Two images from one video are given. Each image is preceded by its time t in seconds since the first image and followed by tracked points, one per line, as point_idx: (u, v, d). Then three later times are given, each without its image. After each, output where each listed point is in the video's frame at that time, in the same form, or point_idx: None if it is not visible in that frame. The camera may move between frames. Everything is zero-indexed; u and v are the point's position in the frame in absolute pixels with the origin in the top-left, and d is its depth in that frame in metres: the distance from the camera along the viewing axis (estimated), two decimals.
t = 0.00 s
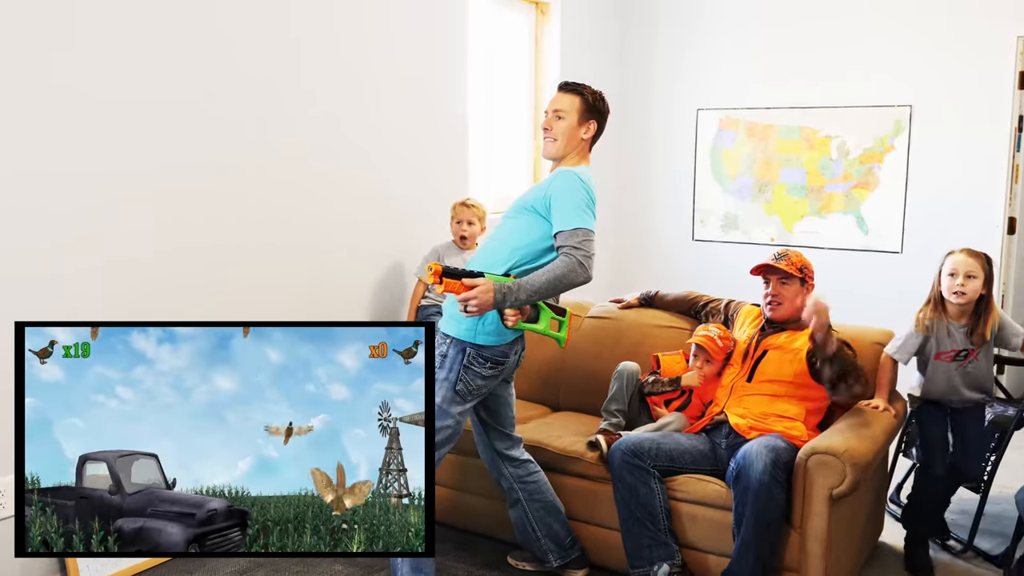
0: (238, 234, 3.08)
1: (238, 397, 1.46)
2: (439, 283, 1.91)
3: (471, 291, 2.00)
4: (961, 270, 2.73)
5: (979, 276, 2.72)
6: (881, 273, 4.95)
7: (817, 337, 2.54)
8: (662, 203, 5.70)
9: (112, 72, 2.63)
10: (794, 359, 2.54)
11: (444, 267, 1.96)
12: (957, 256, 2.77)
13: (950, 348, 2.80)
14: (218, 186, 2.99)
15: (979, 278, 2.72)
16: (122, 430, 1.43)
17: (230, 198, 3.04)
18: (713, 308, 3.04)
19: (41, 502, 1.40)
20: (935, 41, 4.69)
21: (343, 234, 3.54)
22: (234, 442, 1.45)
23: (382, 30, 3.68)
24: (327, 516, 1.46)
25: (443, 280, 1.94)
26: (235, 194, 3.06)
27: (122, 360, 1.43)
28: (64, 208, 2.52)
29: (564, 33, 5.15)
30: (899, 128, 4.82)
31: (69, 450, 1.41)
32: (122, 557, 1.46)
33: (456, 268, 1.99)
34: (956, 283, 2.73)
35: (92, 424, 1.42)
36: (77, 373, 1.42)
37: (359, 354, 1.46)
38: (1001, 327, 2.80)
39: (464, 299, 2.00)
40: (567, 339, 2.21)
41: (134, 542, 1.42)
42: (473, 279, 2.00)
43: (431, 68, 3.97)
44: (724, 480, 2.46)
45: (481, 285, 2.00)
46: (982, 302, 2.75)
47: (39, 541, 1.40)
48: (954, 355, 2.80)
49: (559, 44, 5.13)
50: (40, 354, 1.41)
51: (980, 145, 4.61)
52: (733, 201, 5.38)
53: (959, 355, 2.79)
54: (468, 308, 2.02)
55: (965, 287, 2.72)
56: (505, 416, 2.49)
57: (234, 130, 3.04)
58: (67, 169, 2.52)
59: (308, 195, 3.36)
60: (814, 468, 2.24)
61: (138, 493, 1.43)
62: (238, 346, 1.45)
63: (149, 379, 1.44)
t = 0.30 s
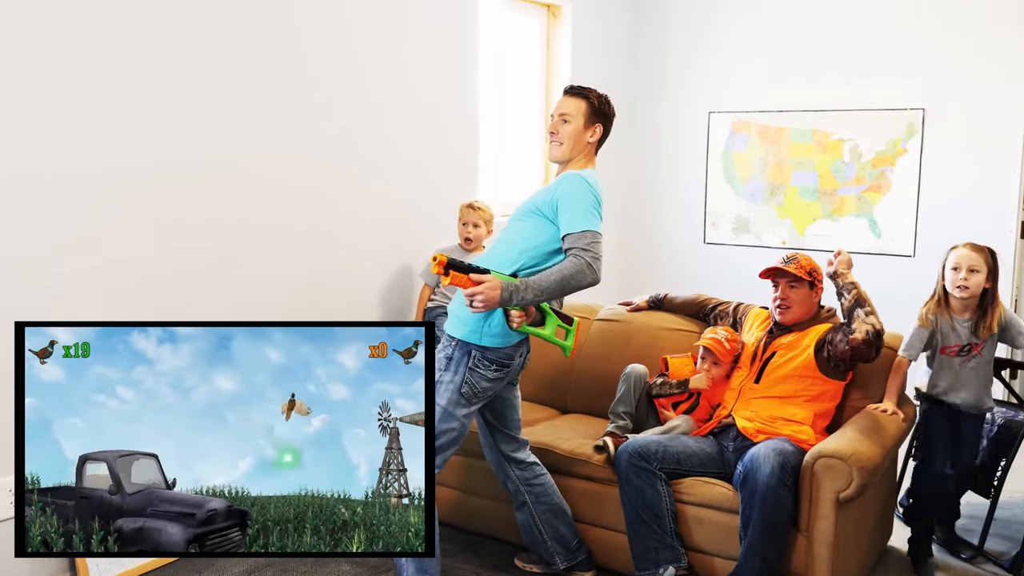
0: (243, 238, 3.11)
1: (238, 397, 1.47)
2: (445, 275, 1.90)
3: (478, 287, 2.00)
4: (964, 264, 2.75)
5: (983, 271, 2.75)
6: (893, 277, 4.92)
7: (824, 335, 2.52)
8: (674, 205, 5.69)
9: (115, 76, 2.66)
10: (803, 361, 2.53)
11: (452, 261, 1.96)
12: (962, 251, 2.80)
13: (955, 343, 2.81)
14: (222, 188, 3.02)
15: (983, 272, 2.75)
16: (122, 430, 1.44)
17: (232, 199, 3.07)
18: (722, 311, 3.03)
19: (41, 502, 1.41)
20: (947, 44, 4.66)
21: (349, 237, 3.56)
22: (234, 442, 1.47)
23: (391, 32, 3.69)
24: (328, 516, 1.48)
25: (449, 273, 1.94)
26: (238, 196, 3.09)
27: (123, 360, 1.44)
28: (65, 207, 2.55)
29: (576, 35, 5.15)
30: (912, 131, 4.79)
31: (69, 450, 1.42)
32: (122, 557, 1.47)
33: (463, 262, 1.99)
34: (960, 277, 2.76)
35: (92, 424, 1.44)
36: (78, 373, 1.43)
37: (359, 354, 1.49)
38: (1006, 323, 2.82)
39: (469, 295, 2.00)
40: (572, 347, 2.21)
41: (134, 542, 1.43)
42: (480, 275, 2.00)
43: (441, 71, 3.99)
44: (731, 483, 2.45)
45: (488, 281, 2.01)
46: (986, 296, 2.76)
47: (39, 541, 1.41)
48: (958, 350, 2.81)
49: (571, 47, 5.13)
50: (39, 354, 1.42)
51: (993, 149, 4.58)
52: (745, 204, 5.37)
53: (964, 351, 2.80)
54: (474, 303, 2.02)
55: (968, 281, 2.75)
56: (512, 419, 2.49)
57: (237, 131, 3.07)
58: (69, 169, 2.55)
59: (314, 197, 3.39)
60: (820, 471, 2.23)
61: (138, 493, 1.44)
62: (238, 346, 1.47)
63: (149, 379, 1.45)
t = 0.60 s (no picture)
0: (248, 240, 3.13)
1: (239, 397, 1.49)
2: (453, 268, 1.92)
3: (486, 283, 2.00)
4: (965, 263, 2.83)
5: (983, 267, 2.82)
6: (906, 278, 4.88)
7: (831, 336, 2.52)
8: (685, 206, 5.69)
9: (116, 79, 2.69)
10: (811, 360, 2.52)
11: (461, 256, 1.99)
12: (961, 249, 2.87)
13: (959, 341, 2.89)
14: (227, 189, 3.05)
15: (983, 268, 2.82)
16: (123, 430, 1.46)
17: (239, 201, 3.10)
18: (731, 312, 3.02)
19: (41, 502, 1.42)
20: (958, 43, 4.64)
21: (356, 238, 3.58)
22: (235, 442, 1.49)
23: (398, 35, 3.72)
24: (328, 516, 1.49)
25: (458, 267, 1.97)
26: (244, 197, 3.12)
27: (124, 361, 1.46)
28: (68, 208, 2.58)
29: (586, 37, 5.16)
30: (924, 132, 4.76)
31: (70, 450, 1.44)
32: (122, 557, 1.48)
33: (473, 258, 2.01)
34: (962, 275, 2.83)
35: (93, 424, 1.45)
36: (79, 373, 1.45)
37: (360, 354, 1.50)
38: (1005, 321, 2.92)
39: (477, 291, 2.00)
40: (576, 351, 2.23)
41: (134, 542, 1.45)
42: (488, 272, 2.01)
43: (450, 73, 4.00)
44: (739, 484, 2.45)
45: (495, 278, 2.01)
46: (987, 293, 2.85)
47: (39, 541, 1.42)
48: (962, 347, 2.89)
49: (581, 49, 5.13)
50: (40, 354, 1.44)
51: (1004, 149, 4.54)
52: (756, 206, 5.35)
53: (968, 348, 2.89)
54: (482, 300, 2.02)
55: (969, 278, 2.83)
56: (518, 419, 2.50)
57: (239, 132, 3.09)
58: (70, 171, 2.58)
59: (321, 198, 3.41)
60: (827, 472, 2.22)
61: (138, 493, 1.45)
62: (239, 346, 1.48)
63: (150, 379, 1.46)
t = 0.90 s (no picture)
0: (250, 241, 3.14)
1: (239, 397, 1.50)
2: (451, 286, 1.93)
3: (484, 295, 2.02)
4: (962, 266, 2.84)
5: (981, 271, 2.83)
6: (910, 278, 4.87)
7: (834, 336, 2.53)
8: (689, 206, 5.69)
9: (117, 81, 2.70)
10: (814, 360, 2.53)
11: (458, 271, 1.99)
12: (959, 252, 2.88)
13: (952, 340, 2.90)
14: (228, 191, 3.06)
15: (980, 273, 2.83)
16: (124, 430, 1.47)
17: (243, 205, 3.12)
18: (734, 312, 3.02)
19: (41, 502, 1.43)
20: (960, 43, 4.63)
21: (359, 239, 3.59)
22: (236, 442, 1.49)
23: (401, 37, 3.73)
24: (328, 516, 1.50)
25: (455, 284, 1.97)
26: (246, 199, 3.13)
27: (125, 361, 1.47)
28: (68, 209, 2.59)
29: (589, 38, 5.17)
30: (927, 131, 4.75)
31: (71, 450, 1.45)
32: (123, 556, 1.49)
33: (469, 272, 2.01)
34: (958, 278, 2.84)
35: (94, 424, 1.46)
36: (79, 373, 1.46)
37: (361, 355, 1.52)
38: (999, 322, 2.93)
39: (476, 303, 2.02)
40: (586, 343, 2.24)
41: (134, 542, 1.46)
42: (486, 283, 2.03)
43: (453, 75, 4.01)
44: (742, 483, 2.45)
45: (494, 289, 2.04)
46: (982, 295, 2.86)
47: (39, 541, 1.43)
48: (953, 346, 2.90)
49: (585, 50, 5.14)
50: (39, 354, 1.45)
51: (1008, 148, 4.53)
52: (760, 206, 5.35)
53: (958, 348, 2.89)
54: (481, 312, 2.04)
55: (966, 281, 2.84)
56: (523, 419, 2.51)
57: (239, 131, 3.09)
58: (70, 172, 2.59)
59: (324, 199, 3.42)
60: (829, 471, 2.23)
61: (138, 493, 1.46)
62: (240, 346, 1.49)
63: (151, 379, 1.47)
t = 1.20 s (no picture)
0: (250, 243, 3.16)
1: (240, 397, 1.51)
2: (444, 287, 1.94)
3: (482, 295, 2.02)
4: (964, 265, 2.83)
5: (982, 271, 2.82)
6: (909, 279, 4.87)
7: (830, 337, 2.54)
8: (689, 207, 5.71)
9: (116, 85, 2.72)
10: (811, 359, 2.54)
11: (453, 272, 1.99)
12: (960, 251, 2.87)
13: (951, 342, 2.89)
14: (227, 192, 3.07)
15: (982, 273, 2.82)
16: (124, 430, 1.48)
17: (243, 207, 3.13)
18: (732, 313, 3.03)
19: (41, 501, 1.45)
20: (958, 44, 4.64)
21: (359, 241, 3.61)
22: (237, 442, 1.51)
23: (399, 40, 3.75)
24: (328, 516, 1.51)
25: (451, 285, 1.97)
26: (245, 201, 3.14)
27: (126, 361, 1.48)
28: (67, 210, 2.60)
29: (589, 41, 5.18)
30: (925, 133, 4.75)
31: (71, 450, 1.46)
32: (123, 556, 1.50)
33: (466, 273, 2.02)
34: (960, 278, 2.83)
35: (95, 423, 1.48)
36: (80, 373, 1.47)
37: (361, 355, 1.53)
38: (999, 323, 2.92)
39: (474, 304, 2.02)
40: (586, 343, 2.26)
41: (134, 542, 1.47)
42: (483, 284, 2.03)
43: (452, 78, 4.03)
44: (739, 484, 2.46)
45: (491, 289, 2.03)
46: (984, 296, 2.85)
47: (39, 541, 1.44)
48: (953, 348, 2.89)
49: (584, 52, 5.16)
50: (40, 354, 1.46)
51: (1006, 149, 4.53)
52: (759, 208, 5.36)
53: (958, 350, 2.89)
54: (479, 312, 2.04)
55: (968, 282, 2.82)
56: (522, 419, 2.52)
57: (238, 132, 3.11)
58: (70, 173, 2.61)
59: (323, 201, 3.44)
60: (825, 471, 2.24)
61: (138, 493, 1.47)
62: (240, 346, 1.51)
63: (151, 379, 1.49)
